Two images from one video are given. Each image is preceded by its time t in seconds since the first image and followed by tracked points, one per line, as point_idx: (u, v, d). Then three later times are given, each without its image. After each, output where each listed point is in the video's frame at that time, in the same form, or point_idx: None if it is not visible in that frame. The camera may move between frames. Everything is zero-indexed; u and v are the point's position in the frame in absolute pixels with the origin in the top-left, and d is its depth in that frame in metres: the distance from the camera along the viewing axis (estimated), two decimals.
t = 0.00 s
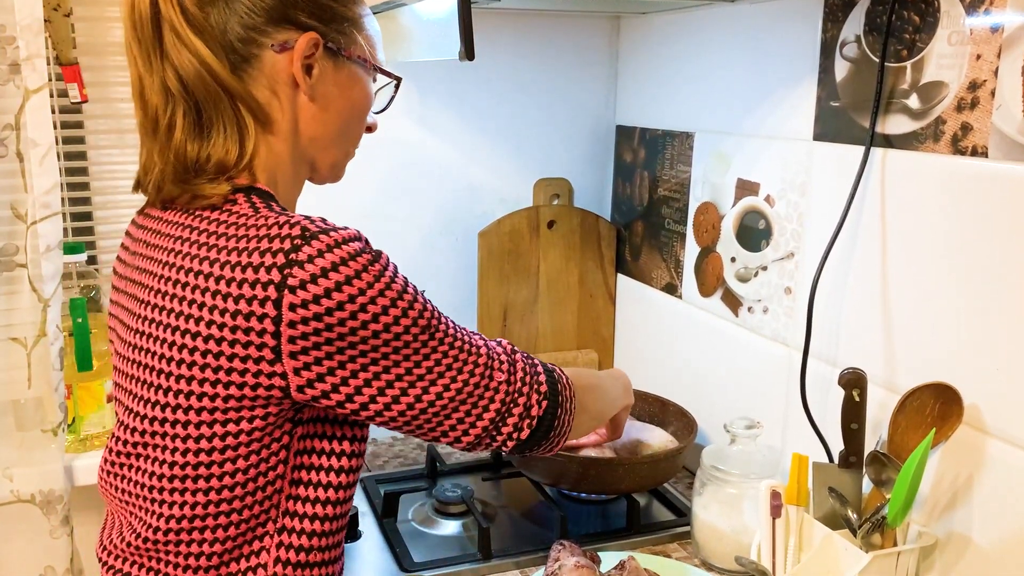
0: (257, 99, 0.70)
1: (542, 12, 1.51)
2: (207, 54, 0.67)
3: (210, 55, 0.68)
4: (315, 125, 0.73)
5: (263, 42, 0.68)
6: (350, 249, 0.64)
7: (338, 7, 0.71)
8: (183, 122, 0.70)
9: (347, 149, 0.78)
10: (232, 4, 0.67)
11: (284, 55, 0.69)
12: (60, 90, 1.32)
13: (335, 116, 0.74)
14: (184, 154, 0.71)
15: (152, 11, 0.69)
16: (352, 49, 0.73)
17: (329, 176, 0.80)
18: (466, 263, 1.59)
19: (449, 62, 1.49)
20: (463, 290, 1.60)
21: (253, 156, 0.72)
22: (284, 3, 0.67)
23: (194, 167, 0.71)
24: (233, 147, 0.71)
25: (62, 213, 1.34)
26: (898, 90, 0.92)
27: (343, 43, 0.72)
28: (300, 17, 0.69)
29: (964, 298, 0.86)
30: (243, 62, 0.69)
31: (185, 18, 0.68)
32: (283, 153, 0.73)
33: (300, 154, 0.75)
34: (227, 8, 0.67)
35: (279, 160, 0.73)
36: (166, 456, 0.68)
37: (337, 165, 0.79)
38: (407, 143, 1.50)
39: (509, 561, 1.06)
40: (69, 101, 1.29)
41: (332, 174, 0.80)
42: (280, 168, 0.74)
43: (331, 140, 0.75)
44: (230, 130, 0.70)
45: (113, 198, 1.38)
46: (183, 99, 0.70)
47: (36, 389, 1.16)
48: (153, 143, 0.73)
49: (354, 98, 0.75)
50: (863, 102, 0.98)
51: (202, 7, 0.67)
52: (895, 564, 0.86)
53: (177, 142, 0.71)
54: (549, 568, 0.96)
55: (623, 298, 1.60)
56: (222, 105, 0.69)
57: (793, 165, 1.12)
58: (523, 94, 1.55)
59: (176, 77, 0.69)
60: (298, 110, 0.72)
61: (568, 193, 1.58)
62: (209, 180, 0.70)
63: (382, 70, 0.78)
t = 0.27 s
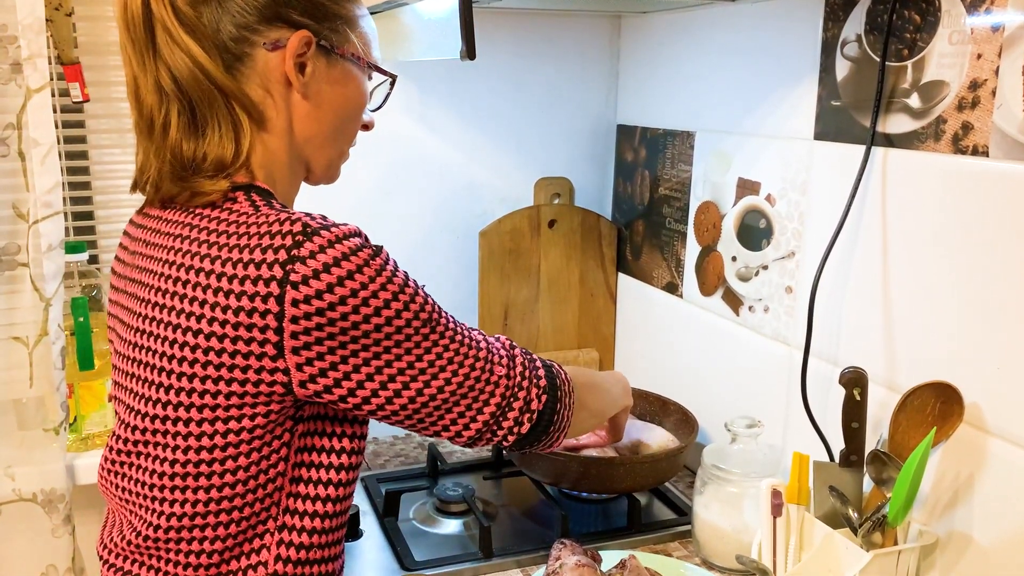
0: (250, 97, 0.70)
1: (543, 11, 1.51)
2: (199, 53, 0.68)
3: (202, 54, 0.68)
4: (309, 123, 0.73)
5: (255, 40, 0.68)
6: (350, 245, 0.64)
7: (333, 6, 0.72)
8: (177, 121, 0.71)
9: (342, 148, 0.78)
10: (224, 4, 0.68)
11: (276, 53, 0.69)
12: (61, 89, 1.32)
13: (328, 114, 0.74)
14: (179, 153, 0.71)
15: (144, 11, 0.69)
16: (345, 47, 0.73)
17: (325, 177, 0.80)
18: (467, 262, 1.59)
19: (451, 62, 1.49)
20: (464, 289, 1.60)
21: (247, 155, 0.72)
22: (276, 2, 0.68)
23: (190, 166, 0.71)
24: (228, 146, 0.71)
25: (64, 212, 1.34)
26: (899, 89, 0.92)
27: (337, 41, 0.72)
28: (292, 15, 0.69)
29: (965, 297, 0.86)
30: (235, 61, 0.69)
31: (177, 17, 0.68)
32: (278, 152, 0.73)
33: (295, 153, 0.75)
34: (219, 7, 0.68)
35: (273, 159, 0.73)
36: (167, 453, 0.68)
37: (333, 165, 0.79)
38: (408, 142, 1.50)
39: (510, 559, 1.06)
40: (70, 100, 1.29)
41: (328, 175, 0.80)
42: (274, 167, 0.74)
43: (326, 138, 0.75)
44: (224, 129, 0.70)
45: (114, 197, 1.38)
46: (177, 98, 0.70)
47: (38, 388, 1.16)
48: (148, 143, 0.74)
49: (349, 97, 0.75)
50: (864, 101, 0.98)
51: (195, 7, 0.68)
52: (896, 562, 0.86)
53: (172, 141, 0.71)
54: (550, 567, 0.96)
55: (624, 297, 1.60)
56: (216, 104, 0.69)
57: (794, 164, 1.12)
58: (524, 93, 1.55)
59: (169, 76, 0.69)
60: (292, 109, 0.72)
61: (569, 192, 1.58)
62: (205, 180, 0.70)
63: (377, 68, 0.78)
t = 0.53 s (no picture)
0: (244, 96, 0.70)
1: (543, 11, 1.51)
2: (193, 51, 0.68)
3: (196, 52, 0.68)
4: (304, 122, 0.74)
5: (250, 39, 0.68)
6: (342, 244, 0.64)
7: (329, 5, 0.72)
8: (170, 119, 0.71)
9: (336, 147, 0.78)
10: (220, 3, 0.68)
11: (271, 51, 0.69)
12: (62, 90, 1.32)
13: (323, 114, 0.74)
14: (172, 152, 0.71)
15: (138, 9, 0.69)
16: (341, 46, 0.73)
17: (320, 177, 0.80)
18: (467, 261, 1.59)
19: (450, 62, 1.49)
20: (464, 289, 1.60)
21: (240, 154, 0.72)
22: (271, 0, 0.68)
23: (181, 165, 0.71)
24: (221, 145, 0.71)
25: (65, 212, 1.34)
26: (898, 88, 0.92)
27: (331, 40, 0.72)
28: (288, 14, 0.69)
29: (964, 296, 0.86)
30: (230, 59, 0.69)
31: (171, 15, 0.68)
32: (271, 151, 0.73)
33: (289, 153, 0.75)
34: (215, 6, 0.68)
35: (267, 158, 0.73)
36: (165, 454, 0.68)
37: (328, 165, 0.79)
38: (408, 142, 1.50)
39: (510, 559, 1.06)
40: (70, 100, 1.29)
41: (322, 175, 0.80)
42: (267, 167, 0.74)
43: (320, 137, 0.75)
44: (217, 128, 0.70)
45: (115, 197, 1.39)
46: (170, 96, 0.70)
47: (39, 388, 1.16)
48: (141, 142, 0.74)
49: (344, 96, 0.75)
50: (864, 101, 0.98)
51: (190, 5, 0.68)
52: (895, 562, 0.86)
53: (164, 139, 0.71)
54: (550, 567, 0.96)
55: (624, 296, 1.60)
56: (209, 103, 0.69)
57: (794, 164, 1.12)
58: (524, 93, 1.55)
59: (162, 74, 0.69)
60: (286, 108, 0.72)
61: (569, 191, 1.58)
62: (198, 180, 0.70)
63: (372, 68, 0.78)
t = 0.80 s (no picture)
0: (251, 96, 0.70)
1: (542, 11, 1.51)
2: (201, 51, 0.68)
3: (204, 51, 0.68)
4: (309, 124, 0.74)
5: (257, 40, 0.68)
6: (348, 244, 0.64)
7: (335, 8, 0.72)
8: (175, 118, 0.71)
9: (341, 150, 0.78)
10: (228, 3, 0.68)
11: (278, 53, 0.69)
12: (61, 91, 1.32)
13: (328, 116, 0.74)
14: (176, 151, 0.71)
15: (148, 8, 0.69)
16: (347, 49, 0.73)
17: (325, 178, 0.80)
18: (467, 261, 1.59)
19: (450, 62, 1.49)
20: (464, 289, 1.60)
21: (244, 154, 0.72)
22: (280, 1, 0.68)
23: (185, 165, 0.71)
24: (225, 145, 0.71)
25: (64, 213, 1.35)
26: (898, 87, 0.92)
27: (338, 43, 0.72)
28: (295, 16, 0.69)
29: (964, 296, 0.86)
30: (237, 59, 0.69)
31: (180, 14, 0.68)
32: (276, 152, 0.73)
33: (293, 154, 0.75)
34: (223, 7, 0.68)
35: (271, 159, 0.73)
36: (169, 453, 0.68)
37: (332, 167, 0.79)
38: (407, 142, 1.50)
39: (510, 558, 1.06)
40: (70, 101, 1.29)
41: (328, 177, 0.80)
42: (272, 168, 0.74)
43: (326, 140, 0.75)
44: (222, 128, 0.70)
45: (114, 198, 1.39)
46: (176, 95, 0.70)
47: (39, 389, 1.16)
48: (147, 141, 0.74)
49: (349, 99, 0.75)
50: (863, 100, 0.98)
51: (199, 6, 0.68)
52: (896, 561, 0.86)
53: (170, 138, 0.71)
54: (550, 566, 0.96)
55: (624, 296, 1.60)
56: (214, 102, 0.69)
57: (794, 163, 1.12)
58: (523, 93, 1.55)
59: (170, 73, 0.70)
60: (291, 109, 0.72)
61: (569, 192, 1.58)
62: (201, 181, 0.70)
63: (377, 72, 0.78)
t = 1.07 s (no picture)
0: (245, 97, 0.70)
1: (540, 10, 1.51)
2: (195, 52, 0.68)
3: (198, 52, 0.68)
4: (305, 124, 0.74)
5: (251, 40, 0.68)
6: (350, 245, 0.64)
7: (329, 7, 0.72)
8: (170, 120, 0.71)
9: (338, 148, 0.78)
10: (222, 4, 0.68)
11: (272, 52, 0.69)
12: (59, 92, 1.32)
13: (324, 115, 0.74)
14: (171, 153, 0.71)
15: (140, 9, 0.69)
16: (342, 48, 0.73)
17: (322, 177, 0.80)
18: (465, 261, 1.59)
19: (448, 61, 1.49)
20: (463, 288, 1.60)
21: (239, 155, 0.72)
22: (273, 2, 0.68)
23: (181, 166, 0.71)
24: (220, 146, 0.71)
25: (63, 214, 1.35)
26: (894, 86, 0.92)
27: (332, 42, 0.72)
28: (290, 15, 0.69)
29: (962, 294, 0.86)
30: (231, 60, 0.69)
31: (173, 16, 0.68)
32: (271, 153, 0.73)
33: (290, 154, 0.75)
34: (217, 7, 0.68)
35: (267, 159, 0.73)
36: (169, 453, 0.68)
37: (329, 166, 0.79)
38: (405, 142, 1.50)
39: (509, 558, 1.06)
40: (68, 102, 1.29)
41: (325, 175, 0.80)
42: (268, 169, 0.74)
43: (322, 139, 0.76)
44: (217, 129, 0.71)
45: (113, 199, 1.39)
46: (171, 97, 0.70)
47: (37, 390, 1.16)
48: (142, 142, 0.74)
49: (344, 98, 0.75)
50: (861, 99, 0.98)
51: (192, 6, 0.68)
52: (893, 559, 0.86)
53: (165, 139, 0.71)
54: (549, 566, 0.96)
55: (622, 295, 1.60)
56: (209, 103, 0.69)
57: (791, 162, 1.12)
58: (521, 92, 1.55)
59: (164, 74, 0.69)
60: (286, 109, 0.72)
61: (567, 191, 1.59)
62: (197, 183, 0.70)
63: (374, 71, 0.78)
